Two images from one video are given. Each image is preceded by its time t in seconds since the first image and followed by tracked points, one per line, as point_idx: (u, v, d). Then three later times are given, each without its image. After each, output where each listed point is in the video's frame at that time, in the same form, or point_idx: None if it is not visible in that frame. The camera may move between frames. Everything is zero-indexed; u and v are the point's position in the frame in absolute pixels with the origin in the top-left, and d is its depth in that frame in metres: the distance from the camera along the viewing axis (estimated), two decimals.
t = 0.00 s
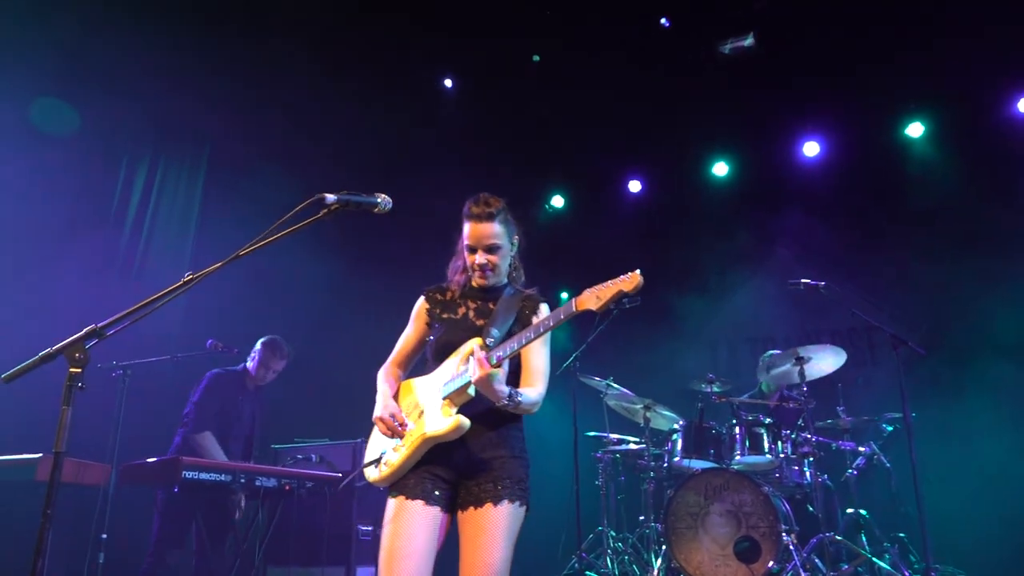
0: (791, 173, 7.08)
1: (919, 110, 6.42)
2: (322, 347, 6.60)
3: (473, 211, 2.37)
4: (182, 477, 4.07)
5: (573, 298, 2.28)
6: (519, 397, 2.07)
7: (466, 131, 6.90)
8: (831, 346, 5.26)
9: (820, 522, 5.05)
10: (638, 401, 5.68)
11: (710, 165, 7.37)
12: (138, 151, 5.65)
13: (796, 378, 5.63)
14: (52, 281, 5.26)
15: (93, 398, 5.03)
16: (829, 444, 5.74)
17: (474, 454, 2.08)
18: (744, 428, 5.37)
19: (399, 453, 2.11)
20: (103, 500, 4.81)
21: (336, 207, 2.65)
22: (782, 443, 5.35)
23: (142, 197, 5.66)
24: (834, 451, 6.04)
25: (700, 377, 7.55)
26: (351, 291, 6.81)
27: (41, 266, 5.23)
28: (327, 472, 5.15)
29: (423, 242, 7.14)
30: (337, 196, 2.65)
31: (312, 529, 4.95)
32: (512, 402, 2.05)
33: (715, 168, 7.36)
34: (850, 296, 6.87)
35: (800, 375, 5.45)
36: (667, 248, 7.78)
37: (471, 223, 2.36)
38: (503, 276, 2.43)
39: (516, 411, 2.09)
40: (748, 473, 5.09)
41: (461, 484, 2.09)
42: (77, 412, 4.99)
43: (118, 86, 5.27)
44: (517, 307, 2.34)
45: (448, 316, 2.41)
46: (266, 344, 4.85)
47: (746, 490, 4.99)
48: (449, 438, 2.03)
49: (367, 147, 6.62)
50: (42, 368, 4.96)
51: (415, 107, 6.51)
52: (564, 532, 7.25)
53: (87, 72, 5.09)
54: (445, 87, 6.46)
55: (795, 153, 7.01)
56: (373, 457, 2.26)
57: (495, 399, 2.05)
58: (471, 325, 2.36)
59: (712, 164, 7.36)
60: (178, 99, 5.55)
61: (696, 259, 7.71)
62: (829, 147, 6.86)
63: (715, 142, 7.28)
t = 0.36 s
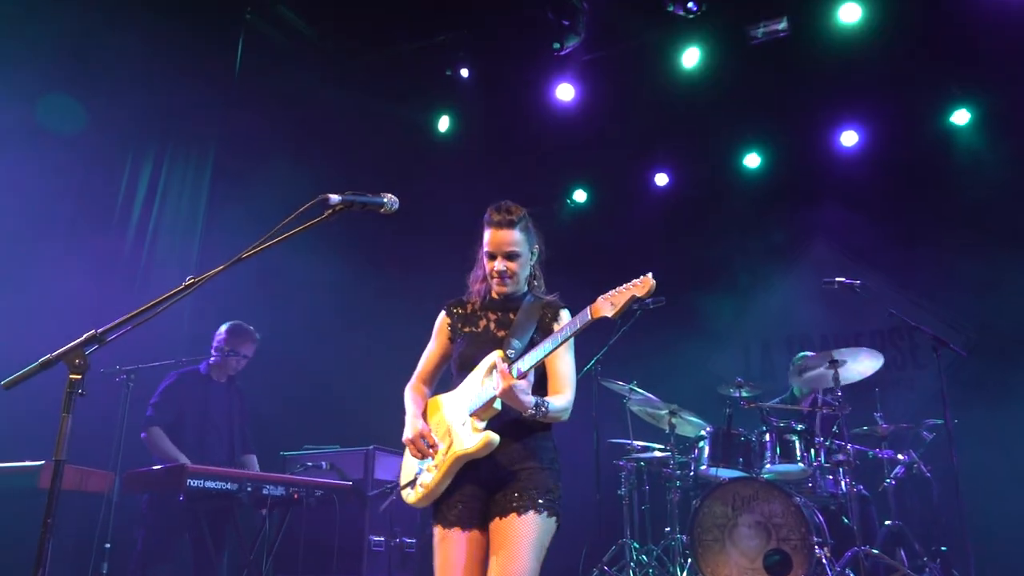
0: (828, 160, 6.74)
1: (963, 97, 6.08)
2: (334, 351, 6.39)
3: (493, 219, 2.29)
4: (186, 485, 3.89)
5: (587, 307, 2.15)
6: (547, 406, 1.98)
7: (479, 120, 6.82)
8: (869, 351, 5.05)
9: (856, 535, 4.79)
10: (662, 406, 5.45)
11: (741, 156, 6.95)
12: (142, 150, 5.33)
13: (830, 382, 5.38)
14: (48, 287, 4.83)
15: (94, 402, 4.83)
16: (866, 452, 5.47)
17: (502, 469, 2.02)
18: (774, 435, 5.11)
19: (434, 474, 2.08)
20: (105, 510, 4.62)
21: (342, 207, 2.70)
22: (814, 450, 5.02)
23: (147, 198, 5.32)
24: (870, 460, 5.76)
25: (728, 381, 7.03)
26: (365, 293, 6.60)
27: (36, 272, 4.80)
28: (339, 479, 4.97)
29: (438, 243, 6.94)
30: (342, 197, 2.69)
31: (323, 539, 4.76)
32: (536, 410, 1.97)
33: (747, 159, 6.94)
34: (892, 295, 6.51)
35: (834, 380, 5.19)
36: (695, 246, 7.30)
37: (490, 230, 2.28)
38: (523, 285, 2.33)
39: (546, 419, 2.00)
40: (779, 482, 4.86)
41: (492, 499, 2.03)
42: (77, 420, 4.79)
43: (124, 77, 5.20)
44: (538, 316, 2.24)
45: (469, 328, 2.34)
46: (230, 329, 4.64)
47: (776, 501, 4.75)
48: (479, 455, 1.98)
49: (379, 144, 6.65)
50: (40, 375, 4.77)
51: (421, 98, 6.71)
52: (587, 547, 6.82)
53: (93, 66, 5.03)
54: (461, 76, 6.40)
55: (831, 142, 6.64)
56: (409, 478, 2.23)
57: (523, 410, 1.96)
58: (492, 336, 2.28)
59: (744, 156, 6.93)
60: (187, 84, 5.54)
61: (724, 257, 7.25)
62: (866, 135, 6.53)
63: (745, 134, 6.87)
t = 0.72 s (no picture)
0: (857, 151, 6.38)
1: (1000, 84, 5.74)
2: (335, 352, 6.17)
3: (491, 229, 2.36)
4: (175, 490, 3.66)
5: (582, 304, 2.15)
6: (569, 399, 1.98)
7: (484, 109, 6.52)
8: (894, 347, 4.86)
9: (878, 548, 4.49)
10: (675, 410, 5.23)
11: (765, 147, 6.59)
12: (131, 134, 5.06)
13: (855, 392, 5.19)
14: (31, 285, 4.65)
15: (80, 402, 4.61)
16: (892, 460, 5.28)
17: (519, 481, 2.10)
18: (793, 441, 4.84)
19: (455, 488, 2.15)
20: (92, 515, 4.42)
21: (336, 201, 2.57)
22: (835, 458, 4.81)
23: (137, 184, 5.09)
24: (894, 468, 5.59)
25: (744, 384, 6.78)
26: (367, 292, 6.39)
27: (23, 265, 4.63)
28: (337, 485, 4.75)
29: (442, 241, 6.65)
30: (336, 190, 2.57)
31: (319, 548, 4.52)
32: (558, 406, 1.95)
33: (771, 150, 6.58)
34: (916, 297, 6.24)
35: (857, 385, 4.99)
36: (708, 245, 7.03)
37: (489, 241, 2.35)
38: (532, 291, 2.39)
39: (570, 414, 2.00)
40: (798, 490, 4.65)
41: (514, 510, 2.11)
42: (61, 420, 4.56)
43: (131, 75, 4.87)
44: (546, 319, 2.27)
45: (484, 343, 2.43)
46: (203, 317, 4.40)
47: (794, 510, 4.53)
48: (493, 468, 2.04)
49: (388, 131, 6.19)
50: (23, 373, 4.54)
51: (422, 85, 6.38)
52: (596, 559, 6.50)
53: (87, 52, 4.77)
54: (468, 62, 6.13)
55: (860, 132, 6.30)
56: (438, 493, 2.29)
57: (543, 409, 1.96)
58: (506, 349, 2.34)
59: (767, 146, 6.58)
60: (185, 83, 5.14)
61: (741, 253, 6.92)
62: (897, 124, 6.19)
63: (767, 124, 6.56)
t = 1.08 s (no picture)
0: (857, 143, 6.17)
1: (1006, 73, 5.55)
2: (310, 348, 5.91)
3: (481, 225, 2.18)
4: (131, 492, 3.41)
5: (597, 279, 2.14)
6: (580, 372, 1.95)
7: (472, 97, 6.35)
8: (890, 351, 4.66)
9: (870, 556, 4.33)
10: (663, 410, 5.04)
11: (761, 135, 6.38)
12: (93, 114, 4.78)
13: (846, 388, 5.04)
14: None
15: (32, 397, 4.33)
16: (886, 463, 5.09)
17: (494, 481, 1.96)
18: (784, 444, 4.68)
19: (426, 487, 2.03)
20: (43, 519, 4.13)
21: (302, 187, 2.36)
22: (827, 462, 4.67)
23: (96, 167, 4.67)
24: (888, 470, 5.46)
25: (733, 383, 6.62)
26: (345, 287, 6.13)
27: None
28: (304, 487, 4.52)
29: (423, 234, 6.33)
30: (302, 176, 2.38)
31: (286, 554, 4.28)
32: (572, 373, 1.94)
33: (766, 139, 6.37)
34: (913, 294, 6.08)
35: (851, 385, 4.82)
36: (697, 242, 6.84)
37: (479, 237, 2.17)
38: (520, 289, 2.21)
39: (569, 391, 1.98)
40: (788, 494, 4.48)
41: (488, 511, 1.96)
42: (11, 416, 4.28)
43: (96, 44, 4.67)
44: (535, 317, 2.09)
45: (468, 339, 2.24)
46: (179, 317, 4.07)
47: (783, 515, 4.36)
48: (469, 467, 1.96)
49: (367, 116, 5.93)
50: None
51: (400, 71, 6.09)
52: (578, 567, 6.26)
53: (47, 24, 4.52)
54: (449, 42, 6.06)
55: (859, 122, 6.09)
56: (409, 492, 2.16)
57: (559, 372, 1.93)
58: (491, 347, 2.16)
59: (763, 135, 6.37)
60: (149, 60, 4.92)
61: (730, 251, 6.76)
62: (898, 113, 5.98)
63: (765, 111, 6.33)
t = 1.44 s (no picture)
0: (865, 123, 6.01)
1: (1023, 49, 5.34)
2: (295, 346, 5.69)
3: (460, 208, 1.95)
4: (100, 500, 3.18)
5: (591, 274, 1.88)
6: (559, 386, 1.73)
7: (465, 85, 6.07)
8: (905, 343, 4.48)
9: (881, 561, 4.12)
10: (664, 409, 4.82)
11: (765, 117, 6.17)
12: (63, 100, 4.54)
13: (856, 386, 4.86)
14: None
15: None
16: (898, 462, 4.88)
17: (475, 487, 1.75)
18: (791, 444, 4.46)
19: (399, 494, 1.81)
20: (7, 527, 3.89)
21: (279, 177, 2.13)
22: (836, 462, 4.45)
23: (58, 159, 4.45)
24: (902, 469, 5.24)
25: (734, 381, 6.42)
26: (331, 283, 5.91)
27: None
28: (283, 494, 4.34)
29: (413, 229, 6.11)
30: (280, 165, 2.15)
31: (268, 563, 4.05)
32: (550, 387, 1.72)
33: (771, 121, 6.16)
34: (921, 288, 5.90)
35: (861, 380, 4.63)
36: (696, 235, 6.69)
37: (457, 222, 1.94)
38: (502, 279, 1.99)
39: (548, 406, 1.75)
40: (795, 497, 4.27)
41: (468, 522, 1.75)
42: None
43: (71, 39, 4.40)
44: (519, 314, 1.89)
45: (443, 334, 2.02)
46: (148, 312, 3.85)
47: (790, 519, 4.15)
48: (449, 472, 1.74)
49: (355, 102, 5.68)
50: None
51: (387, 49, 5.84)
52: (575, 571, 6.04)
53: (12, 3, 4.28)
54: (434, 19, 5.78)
55: (869, 103, 5.89)
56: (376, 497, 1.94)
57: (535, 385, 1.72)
58: (469, 342, 1.96)
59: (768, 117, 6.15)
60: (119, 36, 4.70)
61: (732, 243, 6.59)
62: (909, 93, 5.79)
63: (771, 92, 6.11)
